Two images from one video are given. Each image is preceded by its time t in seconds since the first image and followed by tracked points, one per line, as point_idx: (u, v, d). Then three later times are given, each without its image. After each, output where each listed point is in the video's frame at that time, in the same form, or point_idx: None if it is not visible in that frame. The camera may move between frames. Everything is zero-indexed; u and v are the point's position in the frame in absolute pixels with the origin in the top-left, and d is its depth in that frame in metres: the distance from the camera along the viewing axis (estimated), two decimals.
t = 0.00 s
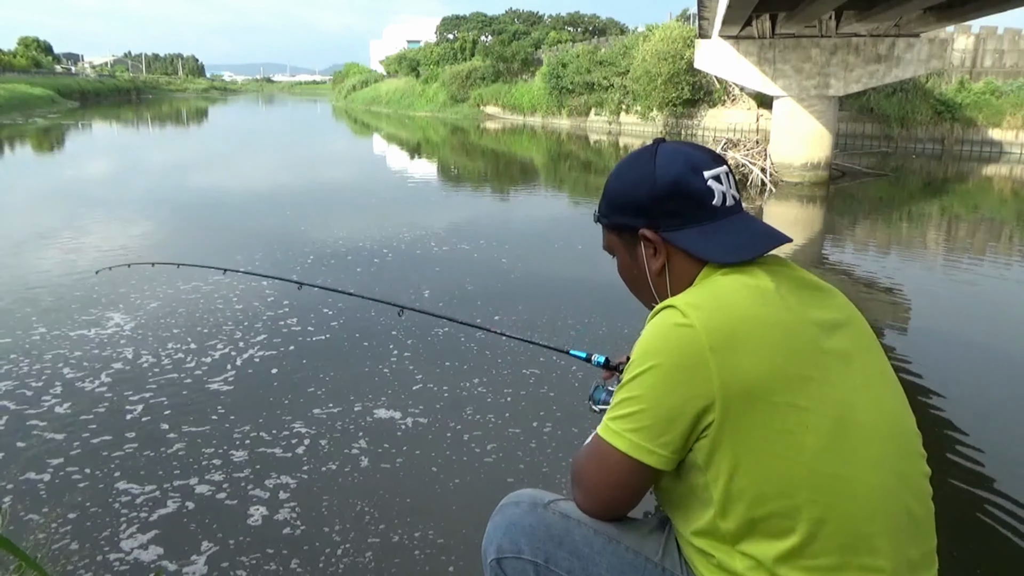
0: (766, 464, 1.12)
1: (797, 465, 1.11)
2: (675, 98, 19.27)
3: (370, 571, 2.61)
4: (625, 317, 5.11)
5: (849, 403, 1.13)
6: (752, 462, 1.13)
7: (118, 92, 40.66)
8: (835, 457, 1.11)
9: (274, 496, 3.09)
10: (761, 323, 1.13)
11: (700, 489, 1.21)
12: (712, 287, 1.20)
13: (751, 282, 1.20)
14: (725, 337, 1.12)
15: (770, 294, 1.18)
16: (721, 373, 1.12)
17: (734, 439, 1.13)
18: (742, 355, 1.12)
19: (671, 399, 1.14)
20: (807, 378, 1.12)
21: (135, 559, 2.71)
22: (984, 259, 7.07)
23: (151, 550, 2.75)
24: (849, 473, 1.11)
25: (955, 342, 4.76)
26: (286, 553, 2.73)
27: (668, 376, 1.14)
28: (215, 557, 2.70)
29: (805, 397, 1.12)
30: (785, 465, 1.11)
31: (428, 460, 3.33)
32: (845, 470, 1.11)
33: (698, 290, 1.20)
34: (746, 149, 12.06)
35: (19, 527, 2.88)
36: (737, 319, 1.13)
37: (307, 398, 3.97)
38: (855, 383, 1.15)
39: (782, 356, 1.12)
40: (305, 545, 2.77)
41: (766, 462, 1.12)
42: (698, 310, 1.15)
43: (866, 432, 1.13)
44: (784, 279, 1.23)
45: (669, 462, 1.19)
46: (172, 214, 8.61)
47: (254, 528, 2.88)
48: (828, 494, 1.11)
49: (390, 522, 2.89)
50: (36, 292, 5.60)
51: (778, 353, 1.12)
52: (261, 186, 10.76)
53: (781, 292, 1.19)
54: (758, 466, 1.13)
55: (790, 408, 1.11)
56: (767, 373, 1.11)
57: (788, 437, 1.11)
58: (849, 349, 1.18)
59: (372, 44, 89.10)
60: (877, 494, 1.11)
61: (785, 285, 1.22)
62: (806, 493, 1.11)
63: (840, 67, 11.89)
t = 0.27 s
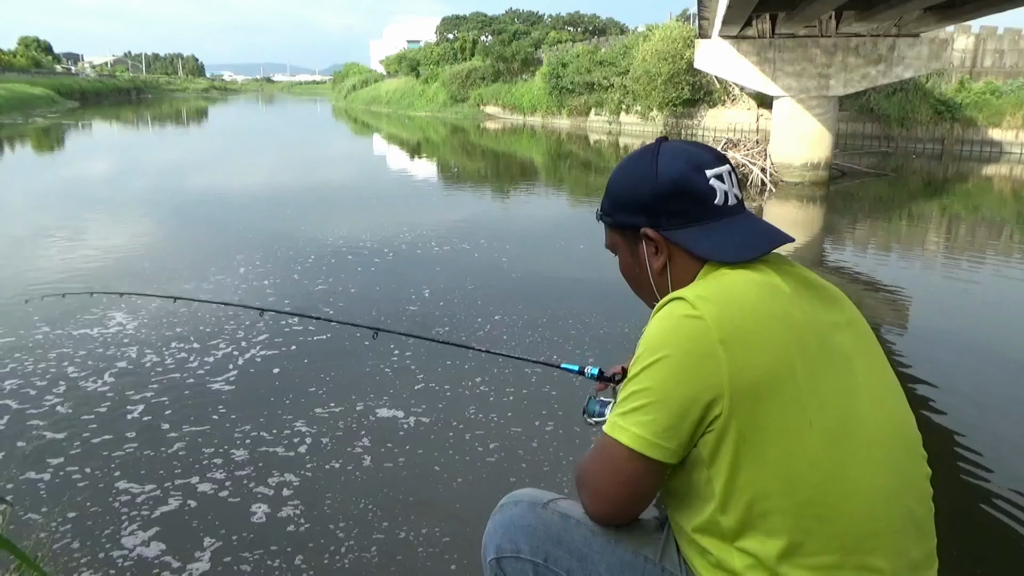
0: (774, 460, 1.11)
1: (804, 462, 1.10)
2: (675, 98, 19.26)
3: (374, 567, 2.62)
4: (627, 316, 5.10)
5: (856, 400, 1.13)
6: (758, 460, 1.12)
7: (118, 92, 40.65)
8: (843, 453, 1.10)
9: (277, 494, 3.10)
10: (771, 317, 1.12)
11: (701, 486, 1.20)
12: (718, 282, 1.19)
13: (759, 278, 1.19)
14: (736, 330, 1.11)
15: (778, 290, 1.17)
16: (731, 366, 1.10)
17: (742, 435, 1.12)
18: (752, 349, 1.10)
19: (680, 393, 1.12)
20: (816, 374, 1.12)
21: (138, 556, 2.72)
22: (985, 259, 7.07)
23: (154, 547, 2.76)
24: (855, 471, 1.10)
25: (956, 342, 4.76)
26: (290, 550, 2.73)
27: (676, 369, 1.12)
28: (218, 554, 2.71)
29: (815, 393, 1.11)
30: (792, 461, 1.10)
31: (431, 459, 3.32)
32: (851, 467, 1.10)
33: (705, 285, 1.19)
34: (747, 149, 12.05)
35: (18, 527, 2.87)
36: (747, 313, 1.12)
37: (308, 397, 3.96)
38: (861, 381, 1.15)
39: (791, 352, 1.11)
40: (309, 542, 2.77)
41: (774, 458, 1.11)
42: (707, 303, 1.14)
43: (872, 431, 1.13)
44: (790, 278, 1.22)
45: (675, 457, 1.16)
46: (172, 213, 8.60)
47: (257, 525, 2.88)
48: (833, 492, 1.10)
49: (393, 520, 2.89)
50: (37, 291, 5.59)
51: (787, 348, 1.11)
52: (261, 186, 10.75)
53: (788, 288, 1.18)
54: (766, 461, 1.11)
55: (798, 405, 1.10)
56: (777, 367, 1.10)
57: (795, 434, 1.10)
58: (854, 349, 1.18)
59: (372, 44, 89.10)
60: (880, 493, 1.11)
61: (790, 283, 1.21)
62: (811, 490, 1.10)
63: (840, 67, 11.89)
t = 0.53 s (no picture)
0: (776, 460, 1.12)
1: (804, 460, 1.11)
2: (675, 98, 19.28)
3: (378, 564, 2.64)
4: (627, 316, 5.12)
5: (856, 398, 1.14)
6: (758, 458, 1.13)
7: (118, 92, 40.65)
8: (843, 452, 1.12)
9: (281, 492, 3.12)
10: (771, 316, 1.14)
11: (701, 486, 1.20)
12: (719, 282, 1.20)
13: (758, 278, 1.20)
14: (737, 329, 1.12)
15: (777, 289, 1.19)
16: (734, 365, 1.11)
17: (746, 435, 1.12)
18: (755, 348, 1.11)
19: (681, 392, 1.12)
20: (815, 372, 1.13)
21: (140, 553, 2.74)
22: (984, 259, 7.09)
23: (157, 544, 2.78)
24: (856, 468, 1.12)
25: (955, 343, 4.77)
26: (294, 547, 2.75)
27: (677, 368, 1.12)
28: (222, 551, 2.73)
29: (817, 391, 1.12)
30: (793, 459, 1.11)
31: (433, 459, 3.33)
32: (853, 464, 1.11)
33: (705, 285, 1.20)
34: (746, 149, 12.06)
35: (19, 526, 2.88)
36: (747, 313, 1.13)
37: (309, 397, 3.97)
38: (859, 380, 1.16)
39: (791, 351, 1.12)
40: (314, 540, 2.79)
41: (777, 457, 1.11)
42: (707, 302, 1.15)
43: (871, 429, 1.14)
44: (787, 279, 1.24)
45: (680, 459, 1.16)
46: (173, 214, 8.62)
47: (262, 523, 2.90)
48: (834, 490, 1.11)
49: (396, 517, 2.91)
50: (39, 291, 5.61)
51: (788, 347, 1.12)
52: (261, 186, 10.77)
53: (785, 287, 1.20)
54: (769, 461, 1.12)
55: (799, 404, 1.11)
56: (779, 367, 1.11)
57: (796, 431, 1.11)
58: (852, 348, 1.19)
59: (372, 44, 89.16)
60: (881, 490, 1.13)
61: (788, 282, 1.23)
62: (812, 488, 1.11)
63: (840, 67, 11.90)
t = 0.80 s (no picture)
0: (775, 463, 1.12)
1: (799, 463, 1.11)
2: (675, 98, 19.27)
3: (381, 561, 2.65)
4: (628, 316, 5.11)
5: (852, 399, 1.14)
6: (757, 461, 1.13)
7: (118, 92, 40.63)
8: (841, 453, 1.11)
9: (283, 490, 3.12)
10: (765, 318, 1.13)
11: (699, 488, 1.20)
12: (714, 285, 1.20)
13: (753, 280, 1.19)
14: (732, 333, 1.12)
15: (771, 290, 1.19)
16: (729, 369, 1.11)
17: (743, 439, 1.12)
18: (748, 352, 1.11)
19: (676, 397, 1.12)
20: (811, 374, 1.13)
21: (143, 550, 2.75)
22: (984, 259, 7.09)
23: (160, 543, 2.79)
24: (855, 468, 1.12)
25: (956, 342, 4.77)
26: (297, 545, 2.76)
27: (673, 375, 1.12)
28: (225, 550, 2.74)
29: (812, 392, 1.12)
30: (789, 462, 1.11)
31: (435, 459, 3.33)
32: (851, 464, 1.11)
33: (700, 289, 1.20)
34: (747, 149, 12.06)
35: (18, 527, 2.88)
36: (741, 317, 1.13)
37: (310, 397, 3.97)
38: (854, 379, 1.16)
39: (786, 354, 1.12)
40: (316, 538, 2.80)
41: (775, 459, 1.11)
42: (701, 307, 1.15)
43: (868, 428, 1.14)
44: (781, 279, 1.23)
45: (678, 465, 1.16)
46: (173, 214, 8.61)
47: (265, 521, 2.91)
48: (831, 491, 1.11)
49: (398, 516, 2.91)
50: (40, 291, 5.61)
51: (782, 349, 1.12)
52: (261, 186, 10.76)
53: (779, 288, 1.20)
54: (766, 464, 1.12)
55: (795, 406, 1.11)
56: (774, 370, 1.11)
57: (792, 434, 1.11)
58: (847, 348, 1.19)
59: (372, 44, 89.13)
60: (880, 489, 1.13)
61: (783, 282, 1.23)
62: (809, 490, 1.11)
63: (840, 67, 11.90)
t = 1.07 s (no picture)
0: (774, 463, 1.11)
1: (799, 464, 1.11)
2: (675, 98, 19.26)
3: (384, 559, 2.67)
4: (628, 316, 5.11)
5: (850, 398, 1.14)
6: (756, 461, 1.12)
7: (118, 92, 40.60)
8: (840, 452, 1.11)
9: (286, 488, 3.14)
10: (762, 318, 1.13)
11: (700, 490, 1.19)
12: (711, 287, 1.19)
13: (749, 282, 1.19)
14: (729, 334, 1.11)
15: (767, 291, 1.18)
16: (726, 370, 1.10)
17: (741, 440, 1.12)
18: (745, 352, 1.11)
19: (675, 401, 1.11)
20: (809, 373, 1.12)
21: (146, 547, 2.77)
22: (985, 259, 7.08)
23: (162, 541, 2.80)
24: (854, 467, 1.11)
25: (957, 343, 4.76)
26: (301, 543, 2.77)
27: (671, 377, 1.12)
28: (228, 548, 2.75)
29: (810, 392, 1.11)
30: (788, 463, 1.11)
31: (437, 458, 3.32)
32: (851, 464, 1.11)
33: (697, 291, 1.19)
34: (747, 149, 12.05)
35: (18, 526, 2.88)
36: (739, 318, 1.13)
37: (311, 397, 3.96)
38: (851, 378, 1.16)
39: (784, 354, 1.12)
40: (320, 536, 2.82)
41: (774, 459, 1.11)
42: (698, 309, 1.14)
43: (866, 427, 1.14)
44: (776, 278, 1.23)
45: (678, 467, 1.15)
46: (173, 214, 8.60)
47: (269, 519, 2.92)
48: (830, 491, 1.11)
49: (401, 513, 2.93)
50: (40, 291, 5.60)
51: (779, 349, 1.12)
52: (261, 186, 10.76)
53: (775, 288, 1.19)
54: (765, 464, 1.12)
55: (793, 406, 1.11)
56: (771, 370, 1.11)
57: (791, 435, 1.11)
58: (843, 346, 1.18)
59: (371, 44, 89.13)
60: (880, 487, 1.12)
61: (778, 283, 1.22)
62: (809, 491, 1.11)
63: (840, 67, 11.90)
